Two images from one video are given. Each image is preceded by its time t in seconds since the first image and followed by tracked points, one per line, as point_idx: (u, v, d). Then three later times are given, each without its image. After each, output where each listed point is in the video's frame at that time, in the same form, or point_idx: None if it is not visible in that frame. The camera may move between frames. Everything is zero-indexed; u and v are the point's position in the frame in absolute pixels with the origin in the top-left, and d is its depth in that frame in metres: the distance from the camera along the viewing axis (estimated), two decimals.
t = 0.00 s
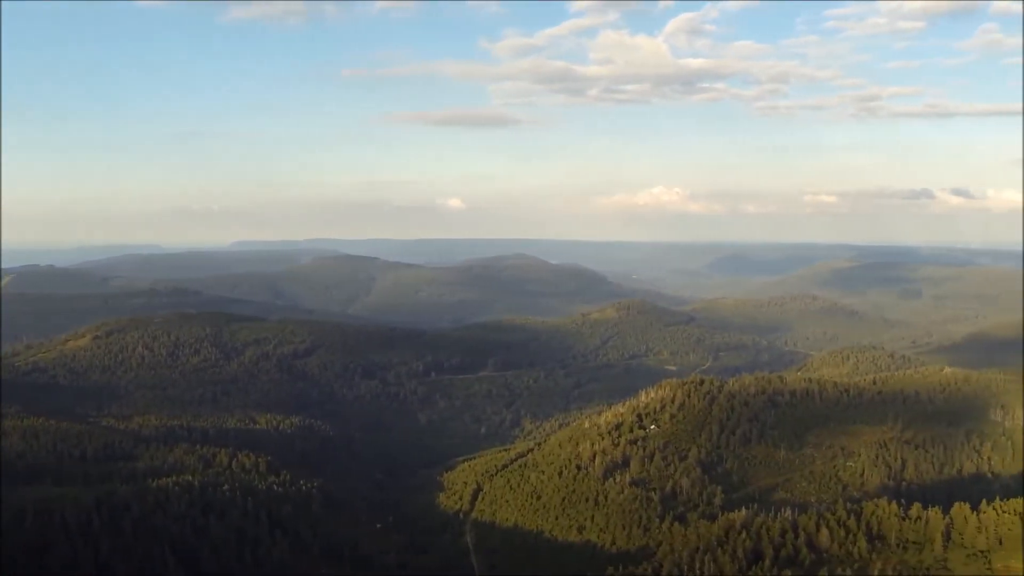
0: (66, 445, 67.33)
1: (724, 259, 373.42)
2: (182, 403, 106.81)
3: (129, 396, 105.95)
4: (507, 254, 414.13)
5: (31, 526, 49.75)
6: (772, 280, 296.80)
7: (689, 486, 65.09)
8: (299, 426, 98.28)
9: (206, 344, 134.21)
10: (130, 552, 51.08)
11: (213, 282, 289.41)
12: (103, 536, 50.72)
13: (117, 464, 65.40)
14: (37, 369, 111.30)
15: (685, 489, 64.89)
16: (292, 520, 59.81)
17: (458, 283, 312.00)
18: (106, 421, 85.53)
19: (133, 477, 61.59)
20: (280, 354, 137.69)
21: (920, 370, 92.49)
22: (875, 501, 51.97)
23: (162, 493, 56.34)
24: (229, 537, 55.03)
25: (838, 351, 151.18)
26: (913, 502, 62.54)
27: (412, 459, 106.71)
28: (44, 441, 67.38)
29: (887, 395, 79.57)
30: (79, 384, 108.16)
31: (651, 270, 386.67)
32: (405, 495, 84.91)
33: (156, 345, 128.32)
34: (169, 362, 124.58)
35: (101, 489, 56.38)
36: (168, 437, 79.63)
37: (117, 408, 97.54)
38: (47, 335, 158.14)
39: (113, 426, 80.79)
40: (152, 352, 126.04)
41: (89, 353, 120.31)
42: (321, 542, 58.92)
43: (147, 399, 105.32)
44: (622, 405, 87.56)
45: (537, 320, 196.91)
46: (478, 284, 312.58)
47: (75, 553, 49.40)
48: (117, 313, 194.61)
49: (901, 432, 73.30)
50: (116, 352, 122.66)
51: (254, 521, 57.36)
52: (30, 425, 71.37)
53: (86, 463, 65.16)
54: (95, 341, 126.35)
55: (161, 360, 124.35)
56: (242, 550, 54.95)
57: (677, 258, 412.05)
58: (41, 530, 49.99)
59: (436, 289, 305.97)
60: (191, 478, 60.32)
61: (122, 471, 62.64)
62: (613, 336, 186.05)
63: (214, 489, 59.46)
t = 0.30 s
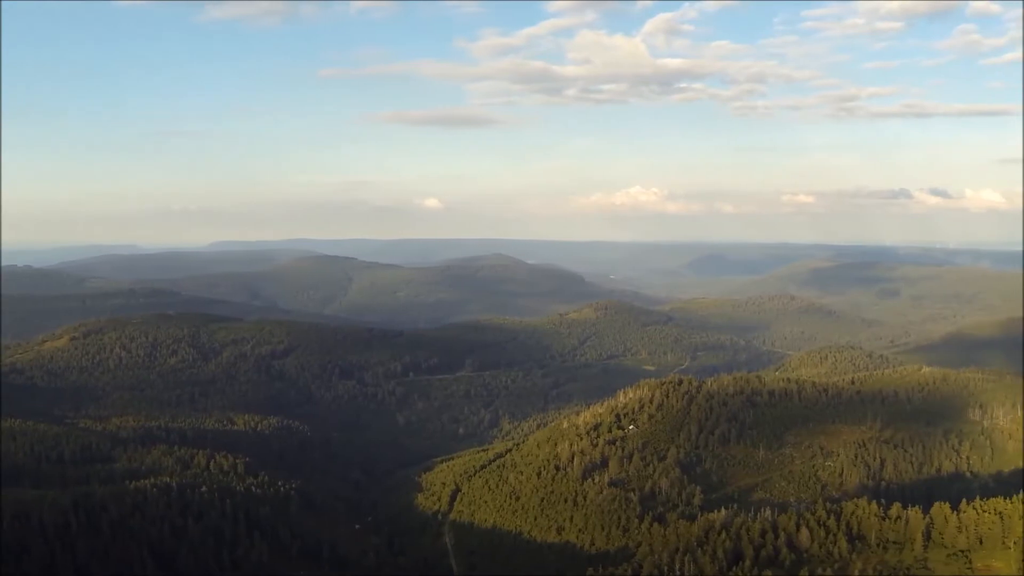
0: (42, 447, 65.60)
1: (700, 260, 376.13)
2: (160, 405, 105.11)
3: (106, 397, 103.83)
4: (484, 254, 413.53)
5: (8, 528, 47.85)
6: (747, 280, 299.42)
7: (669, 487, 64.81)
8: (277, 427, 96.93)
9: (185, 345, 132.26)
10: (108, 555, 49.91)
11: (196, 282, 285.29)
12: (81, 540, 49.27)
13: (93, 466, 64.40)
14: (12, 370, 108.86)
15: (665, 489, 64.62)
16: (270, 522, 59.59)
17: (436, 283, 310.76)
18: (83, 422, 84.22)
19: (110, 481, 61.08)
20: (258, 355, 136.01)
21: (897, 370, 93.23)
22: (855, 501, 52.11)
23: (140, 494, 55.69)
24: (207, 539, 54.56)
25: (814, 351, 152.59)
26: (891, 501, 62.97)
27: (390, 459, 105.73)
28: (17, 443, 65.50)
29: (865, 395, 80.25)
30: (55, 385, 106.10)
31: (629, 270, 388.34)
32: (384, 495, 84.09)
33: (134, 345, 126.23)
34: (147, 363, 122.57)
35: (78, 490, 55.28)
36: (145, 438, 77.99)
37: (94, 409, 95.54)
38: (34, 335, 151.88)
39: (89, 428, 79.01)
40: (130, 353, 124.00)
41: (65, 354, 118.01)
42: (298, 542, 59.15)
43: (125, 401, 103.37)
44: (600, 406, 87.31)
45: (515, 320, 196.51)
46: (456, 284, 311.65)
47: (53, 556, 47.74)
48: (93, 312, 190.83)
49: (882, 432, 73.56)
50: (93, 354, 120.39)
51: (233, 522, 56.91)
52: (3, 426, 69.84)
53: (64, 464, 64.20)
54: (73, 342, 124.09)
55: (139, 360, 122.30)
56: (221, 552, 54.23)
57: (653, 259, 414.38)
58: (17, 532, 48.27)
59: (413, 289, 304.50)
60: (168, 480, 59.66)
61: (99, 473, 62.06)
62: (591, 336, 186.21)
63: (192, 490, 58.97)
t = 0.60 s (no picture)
0: (12, 450, 64.10)
1: (673, 260, 378.34)
2: (135, 406, 103.23)
3: (81, 398, 101.92)
4: (459, 254, 412.20)
5: None
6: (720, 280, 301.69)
7: (645, 487, 64.54)
8: (252, 428, 95.19)
9: (160, 345, 129.89)
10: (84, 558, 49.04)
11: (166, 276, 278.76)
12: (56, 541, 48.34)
13: (68, 468, 63.03)
14: None
15: (641, 489, 64.34)
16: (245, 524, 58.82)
17: (411, 283, 308.93)
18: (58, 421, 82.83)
19: (85, 483, 59.81)
20: (233, 355, 134.06)
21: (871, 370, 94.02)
22: (831, 501, 52.31)
23: (115, 497, 54.65)
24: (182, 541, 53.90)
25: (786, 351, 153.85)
26: (867, 500, 63.22)
27: (365, 459, 104.31)
28: None
29: (841, 394, 80.87)
30: (28, 384, 103.87)
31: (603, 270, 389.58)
32: (361, 496, 83.04)
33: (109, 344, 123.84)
34: (121, 363, 120.30)
35: (51, 493, 54.18)
36: (119, 439, 76.43)
37: (69, 411, 93.68)
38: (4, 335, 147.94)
39: (61, 429, 77.18)
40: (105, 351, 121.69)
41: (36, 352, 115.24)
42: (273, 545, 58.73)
43: (98, 403, 101.20)
44: (574, 406, 86.92)
45: (490, 320, 195.69)
46: (431, 284, 310.08)
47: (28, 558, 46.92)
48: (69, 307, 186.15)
49: (858, 431, 74.09)
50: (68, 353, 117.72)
51: (209, 525, 56.11)
52: None
53: (38, 467, 62.68)
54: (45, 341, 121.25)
55: (113, 360, 119.97)
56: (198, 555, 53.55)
57: (627, 259, 416.13)
58: None
59: (388, 289, 302.33)
60: (143, 483, 58.56)
61: (73, 475, 60.69)
62: (566, 336, 186.16)
63: (167, 493, 57.95)
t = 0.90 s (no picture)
0: None
1: (647, 260, 380.18)
2: (109, 407, 101.40)
3: (54, 397, 100.56)
4: (433, 254, 410.22)
5: None
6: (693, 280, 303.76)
7: (621, 487, 64.23)
8: (227, 429, 93.40)
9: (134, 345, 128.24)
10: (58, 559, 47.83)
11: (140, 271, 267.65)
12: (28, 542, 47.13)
13: (39, 469, 61.51)
14: None
15: (616, 489, 64.02)
16: (219, 527, 57.89)
17: (385, 283, 306.64)
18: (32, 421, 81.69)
19: (57, 484, 58.41)
20: (206, 356, 132.41)
21: (845, 369, 94.82)
22: (807, 500, 52.54)
23: (88, 498, 53.54)
24: (158, 544, 53.04)
25: (757, 351, 155.06)
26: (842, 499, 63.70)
27: (340, 459, 102.95)
28: None
29: (816, 393, 81.63)
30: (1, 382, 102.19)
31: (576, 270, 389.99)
32: (336, 496, 81.88)
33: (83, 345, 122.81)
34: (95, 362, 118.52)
35: (23, 493, 52.91)
36: (91, 440, 74.78)
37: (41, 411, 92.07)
38: None
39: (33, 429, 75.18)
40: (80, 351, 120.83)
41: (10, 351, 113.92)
42: (248, 546, 58.18)
43: (73, 403, 99.53)
44: (549, 405, 86.40)
45: (465, 320, 194.79)
46: (405, 284, 308.15)
47: None
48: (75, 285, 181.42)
49: (833, 431, 74.73)
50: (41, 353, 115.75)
51: (182, 528, 55.20)
52: None
53: (8, 468, 61.03)
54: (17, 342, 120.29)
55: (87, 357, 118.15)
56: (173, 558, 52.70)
57: (601, 258, 417.08)
58: None
59: (362, 290, 299.78)
60: (117, 484, 57.39)
61: (47, 476, 59.24)
62: (540, 336, 185.86)
63: (141, 494, 56.88)
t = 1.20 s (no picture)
0: None
1: (624, 260, 381.47)
2: (86, 408, 99.59)
3: (31, 401, 99.53)
4: (411, 254, 408.16)
5: None
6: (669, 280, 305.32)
7: (600, 488, 63.94)
8: (205, 429, 91.87)
9: (111, 347, 127.14)
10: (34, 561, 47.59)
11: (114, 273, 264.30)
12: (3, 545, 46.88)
13: (14, 472, 60.54)
14: None
15: (595, 489, 63.70)
16: (198, 528, 56.99)
17: (362, 283, 304.42)
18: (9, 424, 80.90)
19: (33, 485, 57.58)
20: (183, 356, 130.68)
21: (822, 369, 95.30)
22: (787, 500, 52.57)
23: (64, 500, 53.07)
24: (134, 547, 52.34)
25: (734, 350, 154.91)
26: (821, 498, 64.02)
27: (319, 458, 101.59)
28: None
29: (794, 393, 82.16)
30: None
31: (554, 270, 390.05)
32: (316, 494, 80.73)
33: (60, 347, 122.09)
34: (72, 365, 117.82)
35: None
36: (69, 442, 73.46)
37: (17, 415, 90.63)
38: None
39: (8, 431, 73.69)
40: (57, 353, 120.25)
41: None
42: (228, 547, 57.22)
43: (49, 405, 97.97)
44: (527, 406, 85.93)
45: (443, 320, 193.79)
46: (383, 284, 306.22)
47: None
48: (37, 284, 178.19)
49: (812, 430, 75.19)
50: (17, 356, 115.43)
51: (159, 529, 54.42)
52: None
53: None
54: None
55: (64, 362, 117.59)
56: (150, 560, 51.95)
57: (579, 259, 417.65)
58: None
59: (339, 289, 297.29)
60: (95, 485, 56.68)
61: (24, 478, 58.54)
62: (518, 336, 185.41)
63: (119, 495, 56.20)
